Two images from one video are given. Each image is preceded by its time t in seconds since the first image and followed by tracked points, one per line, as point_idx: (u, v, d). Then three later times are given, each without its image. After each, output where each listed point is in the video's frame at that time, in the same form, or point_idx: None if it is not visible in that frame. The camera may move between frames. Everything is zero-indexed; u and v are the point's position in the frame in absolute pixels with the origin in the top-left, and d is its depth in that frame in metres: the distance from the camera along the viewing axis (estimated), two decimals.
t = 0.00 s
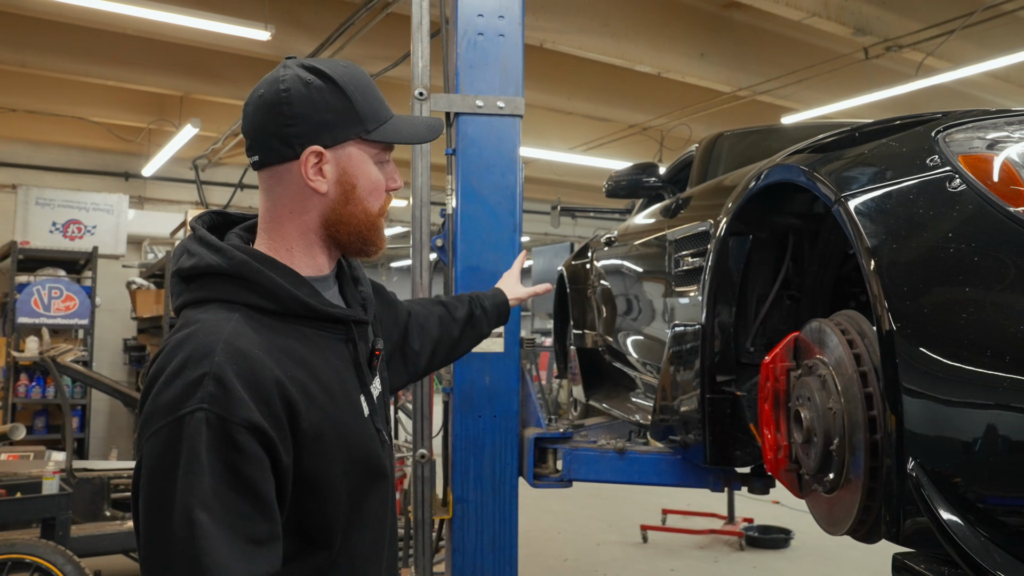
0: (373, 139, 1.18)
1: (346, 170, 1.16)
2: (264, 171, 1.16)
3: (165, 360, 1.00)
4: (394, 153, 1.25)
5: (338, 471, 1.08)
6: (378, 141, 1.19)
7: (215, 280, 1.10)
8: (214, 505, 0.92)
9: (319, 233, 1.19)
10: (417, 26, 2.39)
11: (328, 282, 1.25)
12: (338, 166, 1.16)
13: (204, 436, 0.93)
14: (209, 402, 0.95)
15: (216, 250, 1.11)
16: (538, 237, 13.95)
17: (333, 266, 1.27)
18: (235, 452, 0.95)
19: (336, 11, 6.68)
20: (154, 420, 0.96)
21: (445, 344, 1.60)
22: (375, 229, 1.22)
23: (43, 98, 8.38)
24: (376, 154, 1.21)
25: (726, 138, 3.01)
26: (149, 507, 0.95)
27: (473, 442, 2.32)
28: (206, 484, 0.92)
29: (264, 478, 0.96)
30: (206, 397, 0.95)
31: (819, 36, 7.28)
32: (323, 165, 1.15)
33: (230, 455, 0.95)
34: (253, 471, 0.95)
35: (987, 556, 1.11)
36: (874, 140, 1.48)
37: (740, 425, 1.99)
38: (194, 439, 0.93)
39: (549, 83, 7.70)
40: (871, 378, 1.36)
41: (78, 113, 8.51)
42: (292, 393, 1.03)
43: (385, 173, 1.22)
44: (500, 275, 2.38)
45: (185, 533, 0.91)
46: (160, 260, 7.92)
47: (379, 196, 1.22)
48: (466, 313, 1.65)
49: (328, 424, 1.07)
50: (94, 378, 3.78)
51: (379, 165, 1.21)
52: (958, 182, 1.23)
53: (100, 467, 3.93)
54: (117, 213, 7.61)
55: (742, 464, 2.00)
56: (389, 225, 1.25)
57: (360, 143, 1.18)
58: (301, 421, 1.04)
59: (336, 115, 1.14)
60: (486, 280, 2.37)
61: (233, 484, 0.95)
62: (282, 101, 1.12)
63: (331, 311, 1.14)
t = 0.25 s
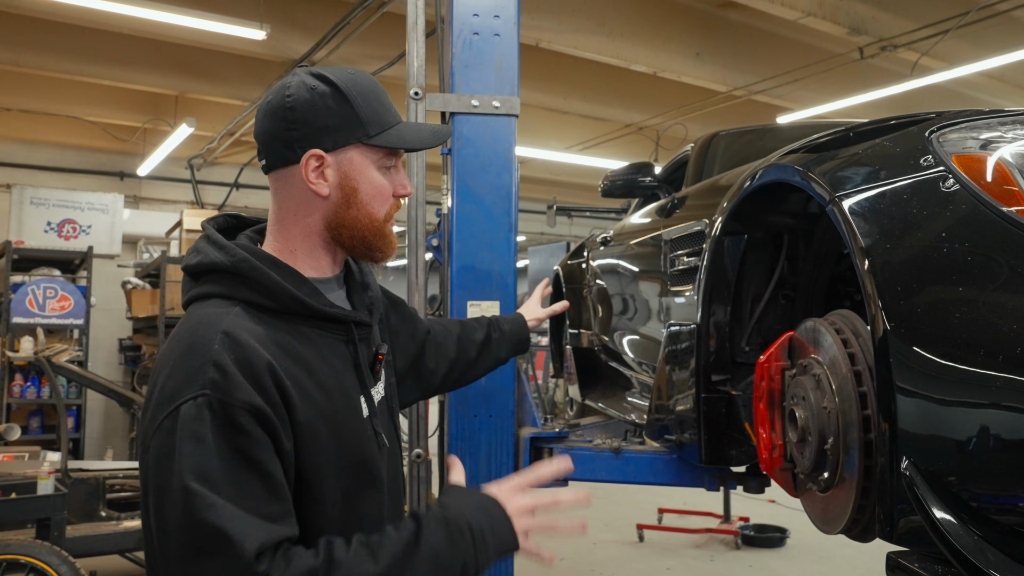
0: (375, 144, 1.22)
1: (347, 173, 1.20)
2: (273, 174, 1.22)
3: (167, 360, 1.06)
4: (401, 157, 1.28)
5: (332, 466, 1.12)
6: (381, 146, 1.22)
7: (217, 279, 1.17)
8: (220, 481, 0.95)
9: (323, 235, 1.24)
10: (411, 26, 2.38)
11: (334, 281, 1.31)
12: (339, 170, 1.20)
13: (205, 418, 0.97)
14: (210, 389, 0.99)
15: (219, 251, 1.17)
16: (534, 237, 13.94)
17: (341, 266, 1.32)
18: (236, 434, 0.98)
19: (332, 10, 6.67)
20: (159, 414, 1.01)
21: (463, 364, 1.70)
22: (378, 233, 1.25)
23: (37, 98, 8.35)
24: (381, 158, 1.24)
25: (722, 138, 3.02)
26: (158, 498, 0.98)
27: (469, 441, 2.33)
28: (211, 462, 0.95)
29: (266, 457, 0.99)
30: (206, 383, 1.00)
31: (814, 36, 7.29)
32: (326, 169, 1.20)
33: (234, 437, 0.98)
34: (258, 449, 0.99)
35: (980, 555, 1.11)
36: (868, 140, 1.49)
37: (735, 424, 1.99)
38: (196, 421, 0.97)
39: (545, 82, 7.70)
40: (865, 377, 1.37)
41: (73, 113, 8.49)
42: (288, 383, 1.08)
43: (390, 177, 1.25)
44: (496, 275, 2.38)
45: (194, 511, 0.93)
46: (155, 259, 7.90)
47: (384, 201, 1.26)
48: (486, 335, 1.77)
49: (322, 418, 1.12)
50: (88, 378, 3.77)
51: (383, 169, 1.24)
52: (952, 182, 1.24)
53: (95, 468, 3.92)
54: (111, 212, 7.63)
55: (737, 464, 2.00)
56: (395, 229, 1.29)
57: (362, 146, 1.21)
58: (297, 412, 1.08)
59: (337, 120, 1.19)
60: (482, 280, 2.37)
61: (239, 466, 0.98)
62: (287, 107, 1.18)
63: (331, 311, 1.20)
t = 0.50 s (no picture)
0: (373, 149, 1.27)
1: (348, 178, 1.27)
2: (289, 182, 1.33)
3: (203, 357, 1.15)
4: (406, 162, 1.33)
5: (361, 448, 1.21)
6: (379, 152, 1.27)
7: (247, 282, 1.27)
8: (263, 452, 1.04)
9: (333, 237, 1.33)
10: (408, 26, 2.40)
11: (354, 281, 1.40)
12: (342, 175, 1.28)
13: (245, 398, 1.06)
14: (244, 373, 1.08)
15: (245, 254, 1.28)
16: (531, 236, 13.93)
17: (360, 266, 1.40)
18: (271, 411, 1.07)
19: (329, 10, 6.67)
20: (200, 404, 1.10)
21: (489, 380, 1.73)
22: (384, 235, 1.31)
23: (32, 97, 8.34)
24: (383, 163, 1.30)
25: (719, 137, 3.02)
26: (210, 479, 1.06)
27: (465, 440, 2.32)
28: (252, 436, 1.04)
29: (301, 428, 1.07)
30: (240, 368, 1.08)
31: (811, 35, 7.30)
32: (329, 175, 1.28)
33: (272, 414, 1.07)
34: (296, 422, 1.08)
35: (975, 554, 1.12)
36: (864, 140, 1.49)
37: (732, 423, 1.99)
38: (234, 403, 1.06)
39: (542, 82, 7.70)
40: (862, 377, 1.37)
41: (70, 112, 8.48)
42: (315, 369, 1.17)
43: (393, 181, 1.31)
44: (493, 275, 2.38)
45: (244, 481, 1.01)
46: (152, 259, 7.89)
47: (389, 204, 1.31)
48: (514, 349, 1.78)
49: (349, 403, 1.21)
50: (85, 378, 3.77)
51: (385, 173, 1.30)
52: (947, 182, 1.24)
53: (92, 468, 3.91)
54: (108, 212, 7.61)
55: (734, 463, 2.00)
56: (404, 230, 1.34)
57: (362, 152, 1.27)
58: (326, 395, 1.16)
59: (336, 127, 1.26)
60: (479, 280, 2.37)
61: (279, 439, 1.07)
62: (293, 118, 1.28)
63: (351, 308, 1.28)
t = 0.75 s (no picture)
0: (383, 154, 1.38)
1: (360, 181, 1.38)
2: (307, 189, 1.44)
3: (226, 344, 1.24)
4: (414, 167, 1.43)
5: (369, 437, 1.27)
6: (389, 156, 1.38)
7: (271, 281, 1.37)
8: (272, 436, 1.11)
9: (348, 238, 1.43)
10: (391, 24, 2.37)
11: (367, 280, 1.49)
12: (355, 179, 1.38)
13: (259, 384, 1.14)
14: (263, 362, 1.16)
15: (268, 255, 1.38)
16: (517, 236, 13.93)
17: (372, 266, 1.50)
18: (283, 399, 1.14)
19: (314, 9, 6.64)
20: (221, 388, 1.18)
21: (491, 391, 1.78)
22: (393, 233, 1.41)
23: (11, 94, 8.23)
24: (392, 168, 1.40)
25: (702, 137, 3.03)
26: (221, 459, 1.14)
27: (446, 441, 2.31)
28: (263, 420, 1.11)
29: (309, 416, 1.15)
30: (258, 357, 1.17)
31: (795, 37, 7.35)
32: (343, 179, 1.38)
33: (282, 401, 1.14)
34: (303, 410, 1.14)
35: (950, 551, 1.12)
36: (843, 141, 1.50)
37: (714, 423, 2.00)
38: (250, 388, 1.13)
39: (527, 82, 7.70)
40: (840, 376, 1.38)
41: (51, 110, 8.39)
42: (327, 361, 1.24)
43: (402, 184, 1.41)
44: (476, 274, 2.37)
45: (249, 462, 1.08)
46: (134, 258, 7.82)
47: (399, 206, 1.41)
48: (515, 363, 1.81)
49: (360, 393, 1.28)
50: (65, 378, 3.73)
51: (394, 176, 1.40)
52: (923, 182, 1.25)
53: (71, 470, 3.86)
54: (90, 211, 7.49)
55: (715, 462, 2.01)
56: (412, 231, 1.43)
57: (373, 158, 1.38)
58: (335, 384, 1.24)
59: (349, 135, 1.37)
60: (462, 279, 2.36)
61: (285, 425, 1.13)
62: (311, 129, 1.40)
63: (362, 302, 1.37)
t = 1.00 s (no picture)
0: (359, 156, 1.38)
1: (337, 183, 1.38)
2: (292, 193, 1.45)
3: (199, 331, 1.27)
4: (394, 168, 1.43)
5: (333, 429, 1.28)
6: (366, 158, 1.38)
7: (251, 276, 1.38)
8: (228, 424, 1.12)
9: (330, 238, 1.43)
10: (355, 13, 2.32)
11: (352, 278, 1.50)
12: (333, 180, 1.38)
13: (218, 373, 1.15)
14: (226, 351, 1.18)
15: (250, 251, 1.40)
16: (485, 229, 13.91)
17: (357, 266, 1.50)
18: (242, 387, 1.15)
19: None
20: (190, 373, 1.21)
21: (478, 400, 1.75)
22: (369, 235, 1.41)
23: None
24: (371, 169, 1.40)
25: (667, 131, 3.05)
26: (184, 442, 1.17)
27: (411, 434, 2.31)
28: (219, 407, 1.13)
29: (266, 406, 1.16)
30: (222, 345, 1.18)
31: (760, 33, 7.43)
32: (322, 181, 1.38)
33: (241, 390, 1.15)
34: (261, 398, 1.16)
35: (901, 536, 1.14)
36: (803, 134, 1.52)
37: (676, 414, 2.02)
38: (210, 377, 1.15)
39: (495, 74, 7.68)
40: (798, 366, 1.40)
41: (6, 98, 8.17)
42: (290, 352, 1.24)
43: (382, 185, 1.41)
44: (440, 266, 2.36)
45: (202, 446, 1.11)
46: (94, 250, 7.65)
47: (378, 206, 1.41)
48: (500, 381, 1.78)
49: (325, 384, 1.28)
50: (22, 372, 3.65)
51: (372, 177, 1.40)
52: (879, 175, 1.27)
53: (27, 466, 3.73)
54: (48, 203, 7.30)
55: (678, 452, 2.05)
56: (390, 232, 1.42)
57: (350, 160, 1.38)
58: (298, 376, 1.24)
59: (328, 138, 1.38)
60: (426, 271, 2.35)
61: (243, 413, 1.15)
62: (294, 134, 1.41)
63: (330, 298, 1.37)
